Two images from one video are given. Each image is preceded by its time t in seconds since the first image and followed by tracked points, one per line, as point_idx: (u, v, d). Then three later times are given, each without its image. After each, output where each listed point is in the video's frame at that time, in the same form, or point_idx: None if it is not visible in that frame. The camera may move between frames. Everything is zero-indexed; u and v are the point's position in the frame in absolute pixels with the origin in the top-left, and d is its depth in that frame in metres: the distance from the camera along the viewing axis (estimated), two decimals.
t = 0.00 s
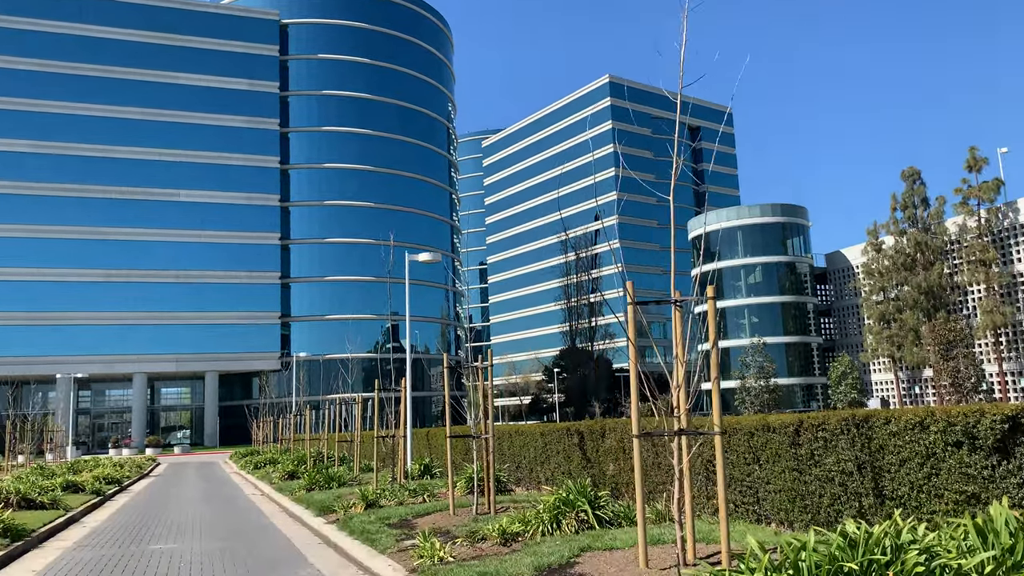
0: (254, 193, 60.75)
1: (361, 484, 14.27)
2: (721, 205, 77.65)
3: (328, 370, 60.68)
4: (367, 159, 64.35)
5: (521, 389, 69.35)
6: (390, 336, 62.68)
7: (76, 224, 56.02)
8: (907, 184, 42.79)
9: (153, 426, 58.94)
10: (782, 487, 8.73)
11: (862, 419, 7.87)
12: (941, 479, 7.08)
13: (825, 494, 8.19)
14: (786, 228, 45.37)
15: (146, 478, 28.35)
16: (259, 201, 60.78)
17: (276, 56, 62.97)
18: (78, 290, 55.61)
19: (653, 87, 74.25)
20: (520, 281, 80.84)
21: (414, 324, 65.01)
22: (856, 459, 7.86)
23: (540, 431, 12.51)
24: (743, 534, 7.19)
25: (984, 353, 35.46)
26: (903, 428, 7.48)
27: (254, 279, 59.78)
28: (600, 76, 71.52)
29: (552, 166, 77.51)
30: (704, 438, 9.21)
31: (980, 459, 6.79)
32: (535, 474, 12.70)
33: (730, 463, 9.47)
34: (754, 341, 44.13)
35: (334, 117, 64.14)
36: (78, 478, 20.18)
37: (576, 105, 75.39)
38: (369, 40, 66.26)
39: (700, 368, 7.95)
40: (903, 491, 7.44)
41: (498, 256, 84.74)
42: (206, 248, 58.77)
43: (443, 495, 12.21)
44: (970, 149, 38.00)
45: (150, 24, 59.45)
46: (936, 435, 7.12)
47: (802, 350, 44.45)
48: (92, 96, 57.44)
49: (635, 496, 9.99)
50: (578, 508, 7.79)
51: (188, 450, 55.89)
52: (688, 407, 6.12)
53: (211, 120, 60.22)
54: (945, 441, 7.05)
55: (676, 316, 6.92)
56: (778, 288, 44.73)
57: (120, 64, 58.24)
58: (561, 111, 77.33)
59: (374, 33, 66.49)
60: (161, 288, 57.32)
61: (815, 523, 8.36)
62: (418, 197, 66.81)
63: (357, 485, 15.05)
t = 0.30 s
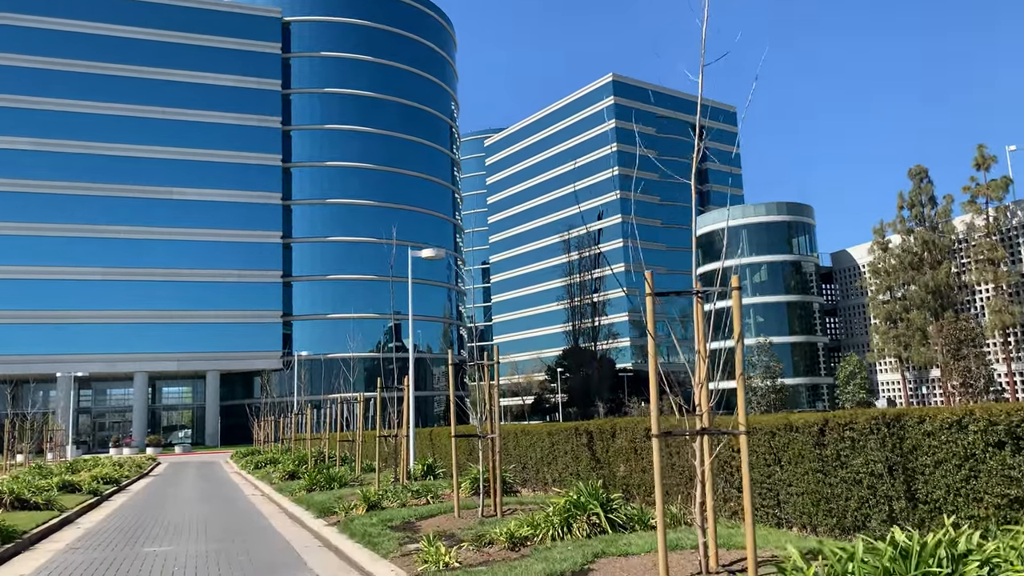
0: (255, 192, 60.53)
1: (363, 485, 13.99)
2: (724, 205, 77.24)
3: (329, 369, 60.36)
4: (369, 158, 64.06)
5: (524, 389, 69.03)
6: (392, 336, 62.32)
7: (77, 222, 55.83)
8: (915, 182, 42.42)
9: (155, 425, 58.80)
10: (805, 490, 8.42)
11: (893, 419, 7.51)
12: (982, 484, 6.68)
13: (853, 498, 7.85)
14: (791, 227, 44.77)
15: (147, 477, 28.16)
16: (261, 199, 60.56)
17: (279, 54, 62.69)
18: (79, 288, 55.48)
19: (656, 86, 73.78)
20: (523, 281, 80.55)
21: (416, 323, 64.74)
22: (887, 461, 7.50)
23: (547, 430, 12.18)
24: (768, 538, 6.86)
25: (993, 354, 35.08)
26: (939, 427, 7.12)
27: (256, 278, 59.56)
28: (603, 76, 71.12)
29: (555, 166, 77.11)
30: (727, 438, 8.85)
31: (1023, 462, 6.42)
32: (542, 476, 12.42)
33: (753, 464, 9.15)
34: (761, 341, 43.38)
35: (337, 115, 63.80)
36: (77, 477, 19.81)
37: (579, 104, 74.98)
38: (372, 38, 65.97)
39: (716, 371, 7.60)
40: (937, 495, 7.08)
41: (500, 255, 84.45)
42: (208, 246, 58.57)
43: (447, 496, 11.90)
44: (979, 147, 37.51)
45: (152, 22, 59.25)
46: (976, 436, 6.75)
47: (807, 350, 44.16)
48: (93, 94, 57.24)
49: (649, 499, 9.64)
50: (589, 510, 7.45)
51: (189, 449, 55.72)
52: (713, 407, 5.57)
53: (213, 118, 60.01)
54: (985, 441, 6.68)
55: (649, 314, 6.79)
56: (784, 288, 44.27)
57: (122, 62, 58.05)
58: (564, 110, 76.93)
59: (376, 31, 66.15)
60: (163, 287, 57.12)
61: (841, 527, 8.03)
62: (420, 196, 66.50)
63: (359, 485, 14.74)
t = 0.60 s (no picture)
0: (256, 190, 60.25)
1: (364, 486, 13.68)
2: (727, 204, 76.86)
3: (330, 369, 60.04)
4: (370, 156, 63.75)
5: (526, 389, 68.74)
6: (393, 335, 62.01)
7: (77, 220, 55.52)
8: (920, 180, 42.03)
9: (155, 425, 58.52)
10: (827, 492, 8.06)
11: (926, 417, 7.14)
12: None
13: (880, 500, 7.49)
14: (796, 226, 43.96)
15: (147, 477, 27.95)
16: (262, 198, 60.26)
17: (280, 51, 62.36)
18: (79, 287, 55.22)
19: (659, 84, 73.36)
20: (524, 281, 80.27)
21: (418, 323, 64.43)
22: (919, 461, 7.14)
23: (553, 429, 11.90)
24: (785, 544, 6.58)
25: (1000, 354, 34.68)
26: (976, 426, 6.75)
27: (256, 277, 59.26)
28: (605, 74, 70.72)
29: (557, 165, 76.78)
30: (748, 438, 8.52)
31: None
32: (547, 476, 12.14)
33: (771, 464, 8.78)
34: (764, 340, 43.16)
35: (338, 114, 63.49)
36: (74, 477, 19.49)
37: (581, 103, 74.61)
38: (373, 36, 65.63)
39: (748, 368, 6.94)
40: (974, 498, 6.72)
41: (502, 255, 84.13)
42: (208, 245, 58.26)
43: (450, 497, 11.57)
44: (985, 145, 37.13)
45: (152, 19, 58.93)
46: (1018, 435, 6.40)
47: (811, 349, 43.74)
48: (93, 92, 56.93)
49: (662, 501, 9.29)
50: (601, 515, 7.16)
51: (189, 449, 55.43)
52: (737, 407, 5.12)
53: (213, 117, 59.70)
54: None
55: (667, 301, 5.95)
56: (788, 287, 43.82)
57: (122, 60, 57.74)
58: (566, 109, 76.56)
59: (377, 29, 65.81)
60: (163, 285, 56.80)
61: (868, 531, 7.67)
62: (422, 195, 66.20)
63: (359, 486, 14.43)
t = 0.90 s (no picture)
0: (255, 189, 60.01)
1: (362, 486, 13.41)
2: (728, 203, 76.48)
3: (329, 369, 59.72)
4: (370, 154, 63.45)
5: (526, 389, 68.44)
6: (393, 334, 61.65)
7: (75, 219, 55.23)
8: (924, 179, 41.73)
9: (154, 424, 58.24)
10: (846, 495, 7.67)
11: (953, 416, 6.72)
12: None
13: (905, 504, 7.08)
14: (797, 225, 43.80)
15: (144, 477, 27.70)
16: (261, 197, 60.01)
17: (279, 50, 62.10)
18: (78, 286, 54.98)
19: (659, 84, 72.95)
20: (525, 281, 79.99)
21: (418, 322, 64.15)
22: (946, 463, 6.71)
23: (555, 430, 11.61)
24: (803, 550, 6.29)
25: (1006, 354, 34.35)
26: (1009, 426, 6.31)
27: (255, 276, 59.01)
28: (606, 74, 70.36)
29: (557, 164, 76.48)
30: (763, 438, 8.18)
31: None
32: (549, 476, 11.88)
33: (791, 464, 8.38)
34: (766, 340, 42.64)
35: (338, 112, 63.19)
36: (69, 478, 19.21)
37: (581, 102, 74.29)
38: (372, 34, 65.29)
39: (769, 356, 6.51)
40: (1004, 502, 6.29)
41: (502, 255, 83.87)
42: (207, 244, 58.01)
43: (449, 499, 11.24)
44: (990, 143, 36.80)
45: (151, 17, 58.68)
46: None
47: (814, 350, 42.71)
48: (91, 90, 56.70)
49: (670, 503, 8.94)
50: (605, 518, 6.85)
51: (188, 449, 55.16)
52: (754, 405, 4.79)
53: (212, 115, 59.42)
54: None
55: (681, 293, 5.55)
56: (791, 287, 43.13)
57: (121, 58, 57.51)
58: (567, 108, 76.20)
59: (377, 27, 65.49)
60: (161, 285, 56.53)
61: (890, 536, 7.28)
62: (422, 194, 65.90)
63: (359, 487, 14.17)
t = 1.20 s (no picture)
0: (254, 188, 59.68)
1: (359, 488, 13.07)
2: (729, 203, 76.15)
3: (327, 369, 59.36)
4: (370, 153, 63.10)
5: (525, 389, 68.13)
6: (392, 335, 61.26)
7: (73, 217, 54.90)
8: (927, 179, 41.44)
9: (151, 424, 57.82)
10: (868, 500, 7.34)
11: (987, 417, 6.41)
12: None
13: (932, 511, 6.72)
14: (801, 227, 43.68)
15: (138, 477, 27.38)
16: (260, 196, 59.69)
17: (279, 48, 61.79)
18: (74, 285, 54.65)
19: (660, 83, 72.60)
20: (524, 281, 79.69)
21: (417, 322, 63.85)
22: (980, 470, 6.37)
23: (557, 431, 11.30)
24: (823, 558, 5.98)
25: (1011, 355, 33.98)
26: None
27: (254, 275, 58.69)
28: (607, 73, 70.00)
29: (557, 164, 76.19)
30: (783, 440, 7.84)
31: None
32: (550, 479, 11.56)
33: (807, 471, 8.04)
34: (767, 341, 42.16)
35: (337, 111, 62.83)
36: (62, 479, 18.90)
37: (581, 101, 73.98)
38: (372, 33, 64.97)
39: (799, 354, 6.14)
40: None
41: (501, 254, 83.60)
42: (205, 243, 57.69)
43: (449, 502, 10.94)
44: (994, 142, 36.56)
45: (150, 15, 58.35)
46: None
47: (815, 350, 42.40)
48: (89, 88, 56.34)
49: (678, 509, 8.63)
50: (613, 526, 6.56)
51: (185, 449, 54.81)
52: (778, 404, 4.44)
53: (211, 113, 59.11)
54: None
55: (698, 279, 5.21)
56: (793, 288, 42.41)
57: (119, 56, 57.17)
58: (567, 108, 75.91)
59: (377, 25, 65.18)
60: (159, 284, 56.16)
61: (915, 544, 6.92)
62: (421, 193, 65.56)
63: (354, 488, 13.87)
